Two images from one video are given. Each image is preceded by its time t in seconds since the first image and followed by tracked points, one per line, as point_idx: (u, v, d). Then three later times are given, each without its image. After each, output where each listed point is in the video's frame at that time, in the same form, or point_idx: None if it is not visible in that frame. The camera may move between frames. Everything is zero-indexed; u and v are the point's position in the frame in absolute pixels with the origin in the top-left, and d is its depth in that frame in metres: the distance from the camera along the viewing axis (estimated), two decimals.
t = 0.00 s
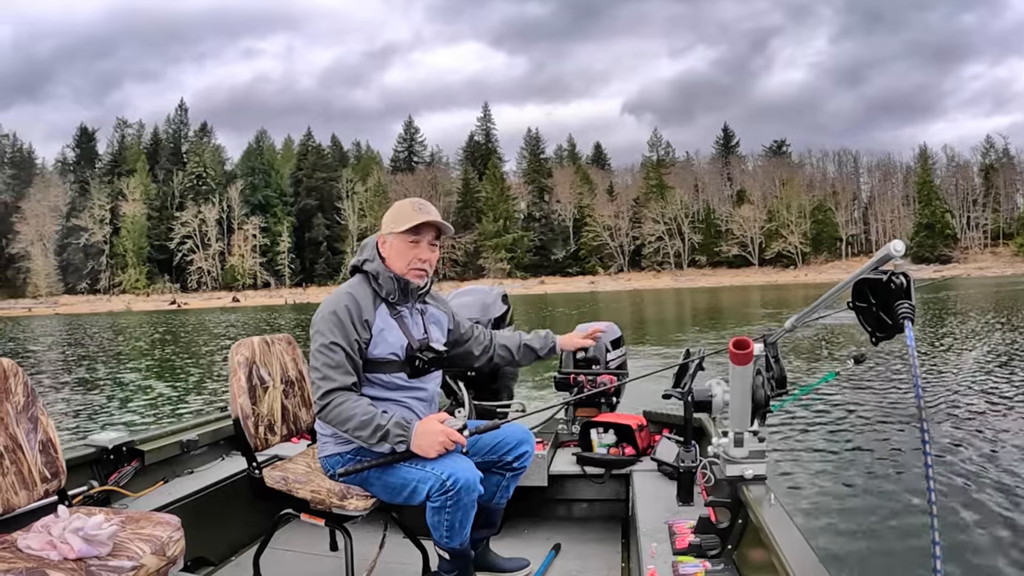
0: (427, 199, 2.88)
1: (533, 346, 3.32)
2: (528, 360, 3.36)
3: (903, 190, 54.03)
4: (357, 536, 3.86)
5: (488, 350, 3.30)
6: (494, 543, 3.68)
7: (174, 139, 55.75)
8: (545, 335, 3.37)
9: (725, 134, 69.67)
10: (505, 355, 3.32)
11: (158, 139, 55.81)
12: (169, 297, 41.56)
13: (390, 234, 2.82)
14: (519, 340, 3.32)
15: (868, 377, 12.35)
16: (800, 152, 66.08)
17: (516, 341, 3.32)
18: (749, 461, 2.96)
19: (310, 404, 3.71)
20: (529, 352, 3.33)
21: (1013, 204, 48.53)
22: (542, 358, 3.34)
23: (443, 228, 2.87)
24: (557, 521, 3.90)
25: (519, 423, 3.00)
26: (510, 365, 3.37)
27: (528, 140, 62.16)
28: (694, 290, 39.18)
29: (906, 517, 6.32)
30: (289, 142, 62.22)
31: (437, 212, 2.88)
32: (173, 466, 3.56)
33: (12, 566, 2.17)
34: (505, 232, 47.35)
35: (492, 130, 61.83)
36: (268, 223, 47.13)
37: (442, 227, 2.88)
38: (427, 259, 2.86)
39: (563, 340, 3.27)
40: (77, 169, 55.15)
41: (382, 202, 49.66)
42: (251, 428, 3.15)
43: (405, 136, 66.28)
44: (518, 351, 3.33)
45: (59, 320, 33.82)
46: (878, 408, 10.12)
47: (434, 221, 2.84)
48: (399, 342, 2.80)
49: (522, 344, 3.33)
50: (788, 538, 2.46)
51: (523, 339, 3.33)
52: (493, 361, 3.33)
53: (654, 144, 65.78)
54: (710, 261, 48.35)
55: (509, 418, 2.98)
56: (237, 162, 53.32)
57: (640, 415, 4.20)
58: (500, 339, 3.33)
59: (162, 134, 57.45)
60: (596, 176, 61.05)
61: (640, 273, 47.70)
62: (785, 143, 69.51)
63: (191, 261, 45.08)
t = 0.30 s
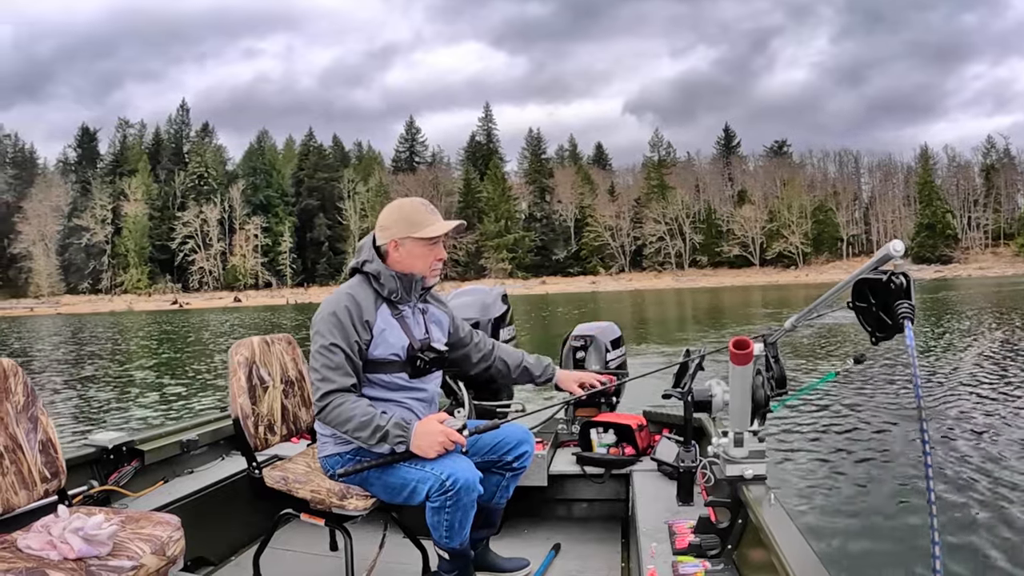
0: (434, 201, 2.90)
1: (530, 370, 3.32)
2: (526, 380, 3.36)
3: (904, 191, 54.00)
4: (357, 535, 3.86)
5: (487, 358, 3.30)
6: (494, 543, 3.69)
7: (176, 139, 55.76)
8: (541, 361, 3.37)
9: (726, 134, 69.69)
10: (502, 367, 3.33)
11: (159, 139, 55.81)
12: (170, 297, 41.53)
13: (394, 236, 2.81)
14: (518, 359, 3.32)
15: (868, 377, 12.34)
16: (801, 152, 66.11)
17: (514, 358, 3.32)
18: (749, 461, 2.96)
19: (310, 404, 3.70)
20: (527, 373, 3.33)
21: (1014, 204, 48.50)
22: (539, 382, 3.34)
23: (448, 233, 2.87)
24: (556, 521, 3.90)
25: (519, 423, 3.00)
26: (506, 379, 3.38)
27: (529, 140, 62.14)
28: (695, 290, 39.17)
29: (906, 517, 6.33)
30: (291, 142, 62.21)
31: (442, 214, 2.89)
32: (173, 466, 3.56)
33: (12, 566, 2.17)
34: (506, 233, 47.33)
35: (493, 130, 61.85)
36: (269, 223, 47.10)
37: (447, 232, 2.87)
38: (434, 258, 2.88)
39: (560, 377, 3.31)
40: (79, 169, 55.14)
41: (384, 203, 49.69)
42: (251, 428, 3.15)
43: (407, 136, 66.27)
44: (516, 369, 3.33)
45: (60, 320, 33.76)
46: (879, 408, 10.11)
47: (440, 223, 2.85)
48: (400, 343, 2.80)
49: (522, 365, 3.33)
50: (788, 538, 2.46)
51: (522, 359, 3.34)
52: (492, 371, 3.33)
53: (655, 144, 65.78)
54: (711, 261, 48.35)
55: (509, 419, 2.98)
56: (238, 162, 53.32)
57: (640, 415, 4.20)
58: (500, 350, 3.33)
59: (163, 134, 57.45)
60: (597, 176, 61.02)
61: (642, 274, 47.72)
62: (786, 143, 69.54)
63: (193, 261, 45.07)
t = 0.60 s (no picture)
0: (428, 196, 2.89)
1: (529, 355, 3.32)
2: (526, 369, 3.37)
3: (906, 190, 53.98)
4: (357, 536, 3.86)
5: (486, 354, 3.30)
6: (494, 543, 3.69)
7: (178, 139, 55.82)
8: (541, 346, 3.37)
9: (728, 134, 69.67)
10: (501, 361, 3.33)
11: (161, 139, 55.85)
12: (173, 297, 41.55)
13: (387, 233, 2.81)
14: (517, 349, 3.32)
15: (869, 377, 12.34)
16: (803, 152, 66.12)
17: (513, 348, 3.32)
18: (750, 461, 2.96)
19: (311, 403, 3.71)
20: (527, 362, 3.33)
21: (1016, 204, 48.46)
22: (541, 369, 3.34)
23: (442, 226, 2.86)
24: (557, 521, 3.89)
25: (519, 422, 3.00)
26: (507, 372, 3.38)
27: (531, 140, 62.15)
28: (696, 290, 39.16)
29: (907, 517, 6.32)
30: (293, 142, 62.25)
31: (437, 209, 2.88)
32: (173, 466, 3.56)
33: (12, 566, 2.17)
34: (508, 233, 47.34)
35: (495, 130, 61.89)
36: (272, 223, 47.14)
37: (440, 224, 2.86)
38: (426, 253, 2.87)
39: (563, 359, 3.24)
40: (81, 169, 55.19)
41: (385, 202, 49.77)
42: (252, 428, 3.15)
43: (409, 136, 66.29)
44: (516, 359, 3.33)
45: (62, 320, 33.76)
46: (878, 408, 10.11)
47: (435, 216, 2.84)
48: (400, 342, 2.80)
49: (521, 354, 3.33)
50: (787, 538, 2.46)
51: (521, 348, 3.34)
52: (492, 366, 3.34)
53: (657, 144, 65.72)
54: (713, 261, 48.33)
55: (510, 418, 2.98)
56: (240, 162, 53.37)
57: (641, 415, 4.21)
58: (498, 344, 3.33)
59: (165, 134, 57.51)
60: (599, 176, 60.99)
61: (643, 273, 47.75)
62: (787, 143, 69.55)
63: (195, 261, 45.14)
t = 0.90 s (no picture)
0: (417, 194, 2.89)
1: (517, 337, 3.29)
2: (517, 353, 3.35)
3: (908, 190, 53.91)
4: (358, 535, 3.87)
5: (482, 351, 3.29)
6: (495, 543, 3.68)
7: (180, 140, 55.94)
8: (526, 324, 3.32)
9: (730, 134, 69.65)
10: (496, 354, 3.33)
11: (164, 139, 55.95)
12: (176, 297, 41.58)
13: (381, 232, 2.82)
14: (504, 335, 3.30)
15: (870, 376, 12.35)
16: (805, 152, 66.12)
17: (504, 337, 3.31)
18: (751, 461, 2.95)
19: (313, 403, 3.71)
20: (515, 345, 3.31)
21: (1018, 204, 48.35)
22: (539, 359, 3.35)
23: (433, 224, 2.88)
24: (558, 521, 3.89)
25: (521, 423, 3.00)
26: (503, 365, 3.38)
27: (533, 140, 62.16)
28: (699, 290, 39.12)
29: (907, 516, 6.34)
30: (295, 143, 62.34)
31: (429, 207, 2.88)
32: (175, 466, 3.57)
33: (13, 566, 2.17)
34: (511, 232, 47.35)
35: (498, 130, 61.91)
36: (274, 223, 47.19)
37: (431, 222, 2.87)
38: (415, 254, 2.86)
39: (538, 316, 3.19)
40: (84, 169, 55.29)
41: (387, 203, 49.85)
42: (253, 428, 3.15)
43: (411, 136, 66.33)
44: (507, 347, 3.32)
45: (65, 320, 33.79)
46: (879, 407, 10.09)
47: (425, 214, 2.85)
48: (399, 341, 2.80)
49: (507, 338, 3.30)
50: (788, 538, 2.47)
51: (507, 334, 3.31)
52: (488, 361, 3.33)
53: (660, 144, 65.71)
54: (715, 261, 48.26)
55: (512, 418, 2.97)
56: (243, 163, 53.44)
57: (643, 416, 4.21)
58: (492, 339, 3.33)
59: (168, 135, 57.62)
60: (601, 175, 60.97)
61: (646, 273, 47.73)
62: (790, 142, 69.54)
63: (198, 261, 45.21)
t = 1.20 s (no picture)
0: (419, 196, 2.88)
1: (531, 343, 3.34)
2: (527, 358, 3.37)
3: (910, 190, 53.87)
4: (360, 535, 3.87)
5: (489, 351, 3.30)
6: (497, 543, 3.69)
7: (183, 140, 56.02)
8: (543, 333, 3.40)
9: (732, 133, 69.63)
10: (504, 355, 3.33)
11: (166, 140, 56.01)
12: (179, 297, 41.53)
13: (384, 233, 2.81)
14: (517, 339, 3.33)
15: (871, 376, 12.36)
16: (807, 152, 66.13)
17: (514, 341, 3.33)
18: (752, 461, 2.94)
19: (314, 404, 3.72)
20: (529, 351, 3.34)
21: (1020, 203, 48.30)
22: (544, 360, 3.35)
23: (436, 227, 2.87)
24: (559, 521, 3.89)
25: (522, 422, 3.00)
26: (510, 367, 3.37)
27: (535, 140, 62.15)
28: (702, 289, 39.17)
29: (909, 515, 6.34)
30: (297, 143, 62.40)
31: (432, 210, 2.88)
32: (176, 466, 3.57)
33: (15, 566, 2.17)
34: (513, 232, 47.33)
35: (500, 130, 61.93)
36: (277, 223, 47.19)
37: (435, 225, 2.87)
38: (414, 257, 2.85)
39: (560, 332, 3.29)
40: (87, 170, 55.32)
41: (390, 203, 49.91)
42: (254, 429, 3.15)
43: (413, 136, 66.32)
44: (518, 351, 3.33)
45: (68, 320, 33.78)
46: (879, 407, 10.12)
47: (426, 217, 2.84)
48: (399, 342, 2.80)
49: (521, 342, 3.33)
50: (790, 538, 2.46)
51: (521, 338, 3.34)
52: (493, 363, 3.33)
53: (661, 144, 65.70)
54: (717, 261, 48.16)
55: (513, 418, 2.97)
56: (245, 163, 53.46)
57: (644, 415, 4.21)
58: (499, 339, 3.33)
59: (170, 135, 57.63)
60: (603, 175, 60.95)
61: (648, 273, 47.68)
62: (791, 142, 69.56)
63: (201, 261, 45.21)
